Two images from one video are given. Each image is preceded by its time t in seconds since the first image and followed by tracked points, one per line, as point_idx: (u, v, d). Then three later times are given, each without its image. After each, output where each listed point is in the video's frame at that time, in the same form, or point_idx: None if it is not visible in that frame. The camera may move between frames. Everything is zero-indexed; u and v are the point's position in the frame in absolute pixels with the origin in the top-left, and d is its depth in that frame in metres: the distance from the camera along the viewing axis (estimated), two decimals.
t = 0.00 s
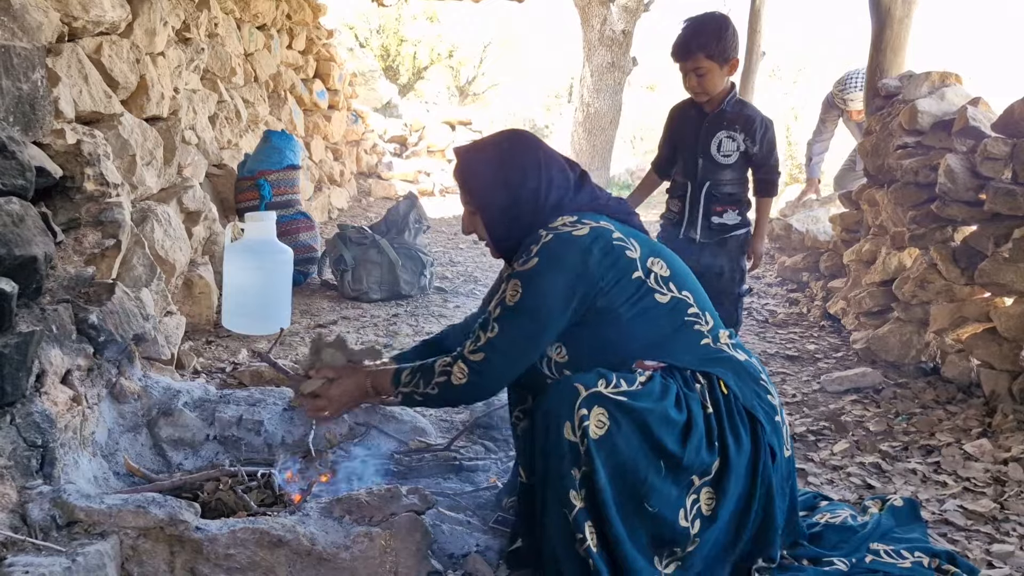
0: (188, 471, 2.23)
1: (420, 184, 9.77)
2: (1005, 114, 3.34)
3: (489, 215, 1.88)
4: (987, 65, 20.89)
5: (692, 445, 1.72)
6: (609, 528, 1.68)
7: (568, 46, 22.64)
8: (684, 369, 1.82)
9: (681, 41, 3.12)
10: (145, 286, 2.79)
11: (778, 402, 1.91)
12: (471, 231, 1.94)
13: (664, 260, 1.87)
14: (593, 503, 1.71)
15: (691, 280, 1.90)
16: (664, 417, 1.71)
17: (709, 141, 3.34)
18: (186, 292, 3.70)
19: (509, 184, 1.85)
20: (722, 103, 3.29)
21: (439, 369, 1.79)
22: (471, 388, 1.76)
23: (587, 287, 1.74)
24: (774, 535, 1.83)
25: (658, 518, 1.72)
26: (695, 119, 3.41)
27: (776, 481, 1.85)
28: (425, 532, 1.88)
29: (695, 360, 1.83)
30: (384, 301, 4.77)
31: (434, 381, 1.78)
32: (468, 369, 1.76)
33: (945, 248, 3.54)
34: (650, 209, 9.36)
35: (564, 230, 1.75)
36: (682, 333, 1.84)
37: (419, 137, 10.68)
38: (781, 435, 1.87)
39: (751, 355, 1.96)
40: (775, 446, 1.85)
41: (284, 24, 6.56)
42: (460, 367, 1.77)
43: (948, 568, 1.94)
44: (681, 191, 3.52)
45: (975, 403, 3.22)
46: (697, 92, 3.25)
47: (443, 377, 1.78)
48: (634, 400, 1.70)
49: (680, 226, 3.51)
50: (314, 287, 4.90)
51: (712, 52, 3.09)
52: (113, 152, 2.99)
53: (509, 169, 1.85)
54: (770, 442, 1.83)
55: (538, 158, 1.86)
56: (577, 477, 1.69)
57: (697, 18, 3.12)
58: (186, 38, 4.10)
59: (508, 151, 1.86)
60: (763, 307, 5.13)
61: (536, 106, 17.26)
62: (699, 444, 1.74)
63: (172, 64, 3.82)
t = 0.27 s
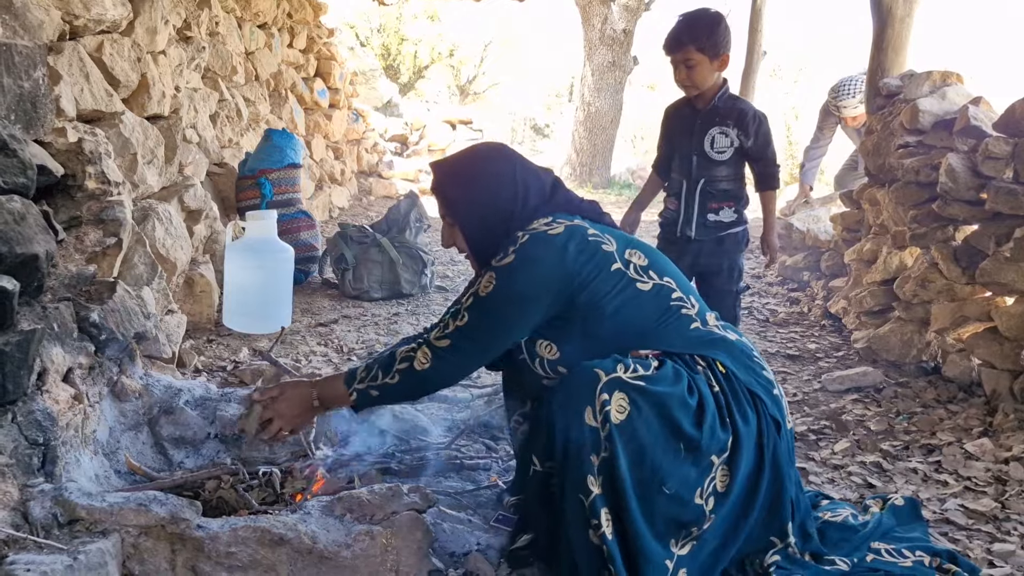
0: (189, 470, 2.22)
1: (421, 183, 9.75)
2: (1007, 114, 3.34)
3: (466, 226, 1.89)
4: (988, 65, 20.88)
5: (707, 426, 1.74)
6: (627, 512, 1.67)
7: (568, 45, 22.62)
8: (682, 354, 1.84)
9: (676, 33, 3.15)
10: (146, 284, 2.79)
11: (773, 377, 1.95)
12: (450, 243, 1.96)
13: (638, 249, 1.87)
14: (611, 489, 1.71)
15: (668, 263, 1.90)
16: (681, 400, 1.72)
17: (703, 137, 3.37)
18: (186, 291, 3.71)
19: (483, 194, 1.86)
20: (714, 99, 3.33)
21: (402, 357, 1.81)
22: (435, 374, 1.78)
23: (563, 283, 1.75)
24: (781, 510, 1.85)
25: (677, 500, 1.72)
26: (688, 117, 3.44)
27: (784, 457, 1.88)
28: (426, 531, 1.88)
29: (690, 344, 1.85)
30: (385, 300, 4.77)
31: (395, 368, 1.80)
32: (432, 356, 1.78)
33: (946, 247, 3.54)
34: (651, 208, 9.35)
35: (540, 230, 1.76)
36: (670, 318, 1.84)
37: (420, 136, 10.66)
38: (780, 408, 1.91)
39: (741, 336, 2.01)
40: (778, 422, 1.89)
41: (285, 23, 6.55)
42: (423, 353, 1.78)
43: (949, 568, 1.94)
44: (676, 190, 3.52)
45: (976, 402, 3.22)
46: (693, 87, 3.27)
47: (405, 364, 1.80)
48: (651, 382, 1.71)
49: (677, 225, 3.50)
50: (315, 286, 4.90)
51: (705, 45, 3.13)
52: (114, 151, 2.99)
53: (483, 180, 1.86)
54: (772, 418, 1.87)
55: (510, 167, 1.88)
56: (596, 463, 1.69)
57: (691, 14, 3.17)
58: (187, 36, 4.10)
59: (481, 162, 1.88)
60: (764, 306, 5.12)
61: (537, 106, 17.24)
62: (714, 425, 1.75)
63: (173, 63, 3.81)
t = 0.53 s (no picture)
0: (188, 467, 2.20)
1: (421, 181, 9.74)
2: (1008, 114, 3.34)
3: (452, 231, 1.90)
4: (989, 65, 20.87)
5: (711, 415, 1.73)
6: (636, 503, 1.66)
7: (569, 44, 22.61)
8: (678, 343, 1.84)
9: (654, 32, 3.13)
10: (146, 282, 2.79)
11: (767, 365, 1.97)
12: (438, 251, 1.97)
13: (622, 244, 1.87)
14: (620, 481, 1.69)
15: (655, 256, 1.91)
16: (686, 390, 1.72)
17: (688, 137, 3.35)
18: (187, 289, 3.71)
19: (467, 200, 1.87)
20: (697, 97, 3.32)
21: (386, 347, 1.78)
22: (418, 367, 1.74)
23: (552, 277, 1.74)
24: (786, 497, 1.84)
25: (684, 490, 1.71)
26: (670, 119, 3.42)
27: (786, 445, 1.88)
28: (425, 528, 1.90)
29: (685, 333, 1.85)
30: (385, 299, 4.77)
31: (378, 359, 1.77)
32: (415, 347, 1.74)
33: (946, 248, 3.54)
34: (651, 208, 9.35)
35: (524, 229, 1.76)
36: (661, 310, 1.85)
37: (420, 134, 10.77)
38: (776, 393, 1.92)
39: (732, 325, 2.02)
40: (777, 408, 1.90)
41: (286, 21, 6.55)
42: (405, 344, 1.75)
43: (948, 568, 1.94)
44: (665, 191, 3.51)
45: (975, 403, 3.22)
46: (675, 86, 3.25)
47: (388, 355, 1.76)
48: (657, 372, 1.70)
49: (668, 225, 3.50)
50: (315, 284, 4.90)
51: (682, 44, 3.12)
52: (115, 148, 2.99)
53: (467, 185, 1.87)
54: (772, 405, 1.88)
55: (493, 171, 1.89)
56: (604, 455, 1.67)
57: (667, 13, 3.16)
58: (188, 34, 4.10)
59: (465, 168, 1.89)
60: (764, 306, 5.12)
61: (538, 105, 17.23)
62: (718, 413, 1.75)
63: (174, 60, 3.81)
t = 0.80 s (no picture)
0: (188, 466, 2.20)
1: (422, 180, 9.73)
2: (1008, 115, 3.34)
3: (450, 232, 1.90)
4: (989, 65, 20.86)
5: (710, 413, 1.73)
6: (636, 500, 1.66)
7: (569, 43, 22.60)
8: (678, 342, 1.84)
9: (648, 31, 3.13)
10: (146, 280, 2.80)
11: (766, 365, 1.97)
12: (439, 252, 1.97)
13: (623, 243, 1.87)
14: (618, 478, 1.70)
15: (654, 255, 1.91)
16: (685, 388, 1.71)
17: (684, 134, 3.36)
18: (187, 287, 3.72)
19: (466, 201, 1.87)
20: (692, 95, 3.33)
21: (385, 342, 1.77)
22: (417, 362, 1.74)
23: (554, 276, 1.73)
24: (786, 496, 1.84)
25: (682, 488, 1.72)
26: (666, 118, 3.43)
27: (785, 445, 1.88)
28: (425, 527, 1.91)
29: (684, 332, 1.85)
30: (385, 297, 4.77)
31: (376, 353, 1.76)
32: (414, 342, 1.73)
33: (946, 248, 3.55)
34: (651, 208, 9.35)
35: (525, 227, 1.76)
36: (661, 308, 1.84)
37: (420, 134, 10.76)
38: (775, 392, 1.92)
39: (732, 325, 2.02)
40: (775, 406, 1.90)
41: (286, 20, 6.55)
42: (405, 338, 1.74)
43: (947, 567, 1.94)
44: (662, 190, 3.51)
45: (975, 403, 3.23)
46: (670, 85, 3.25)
47: (387, 349, 1.76)
48: (655, 370, 1.70)
49: (666, 223, 3.51)
50: (315, 283, 4.91)
51: (676, 43, 3.12)
52: (116, 147, 2.99)
53: (466, 186, 1.87)
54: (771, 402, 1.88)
55: (492, 172, 1.89)
56: (602, 452, 1.68)
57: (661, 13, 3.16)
58: (188, 33, 4.10)
59: (464, 169, 1.89)
60: (765, 306, 5.13)
61: (538, 104, 17.22)
62: (717, 412, 1.75)
63: (174, 59, 3.82)
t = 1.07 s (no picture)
0: (189, 466, 2.20)
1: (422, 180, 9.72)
2: (1009, 115, 3.34)
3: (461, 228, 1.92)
4: (989, 64, 20.85)
5: (712, 417, 1.72)
6: (635, 501, 1.66)
7: (570, 43, 22.59)
8: (682, 344, 1.83)
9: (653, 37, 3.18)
10: (147, 280, 2.80)
11: (771, 371, 1.96)
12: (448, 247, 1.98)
13: (632, 243, 1.86)
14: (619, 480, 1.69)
15: (662, 256, 1.89)
16: (687, 391, 1.70)
17: (683, 137, 3.35)
18: (188, 287, 3.72)
19: (476, 198, 1.88)
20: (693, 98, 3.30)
21: (392, 337, 1.76)
22: (424, 357, 1.73)
23: (557, 278, 1.74)
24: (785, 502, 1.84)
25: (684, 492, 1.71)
26: (671, 121, 3.44)
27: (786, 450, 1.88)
28: (425, 527, 1.90)
29: (689, 335, 1.84)
30: (385, 297, 4.77)
31: (383, 348, 1.75)
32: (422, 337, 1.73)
33: (947, 248, 3.55)
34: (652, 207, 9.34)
35: (535, 225, 1.77)
36: (667, 309, 1.83)
37: (420, 133, 10.68)
38: (778, 399, 1.91)
39: (737, 329, 2.00)
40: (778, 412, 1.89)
41: (287, 19, 6.55)
42: (413, 333, 1.74)
43: (948, 567, 1.94)
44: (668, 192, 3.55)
45: (976, 403, 3.23)
46: (669, 86, 3.28)
47: (393, 344, 1.75)
48: (658, 372, 1.69)
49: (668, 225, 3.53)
50: (316, 282, 4.91)
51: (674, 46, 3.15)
52: (116, 147, 2.99)
53: (476, 184, 1.88)
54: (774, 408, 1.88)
55: (503, 169, 1.88)
56: (603, 453, 1.68)
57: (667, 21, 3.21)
58: (189, 32, 4.10)
59: (475, 164, 1.89)
60: (765, 305, 5.13)
61: (538, 103, 17.22)
62: (720, 417, 1.74)
63: (175, 58, 3.82)
